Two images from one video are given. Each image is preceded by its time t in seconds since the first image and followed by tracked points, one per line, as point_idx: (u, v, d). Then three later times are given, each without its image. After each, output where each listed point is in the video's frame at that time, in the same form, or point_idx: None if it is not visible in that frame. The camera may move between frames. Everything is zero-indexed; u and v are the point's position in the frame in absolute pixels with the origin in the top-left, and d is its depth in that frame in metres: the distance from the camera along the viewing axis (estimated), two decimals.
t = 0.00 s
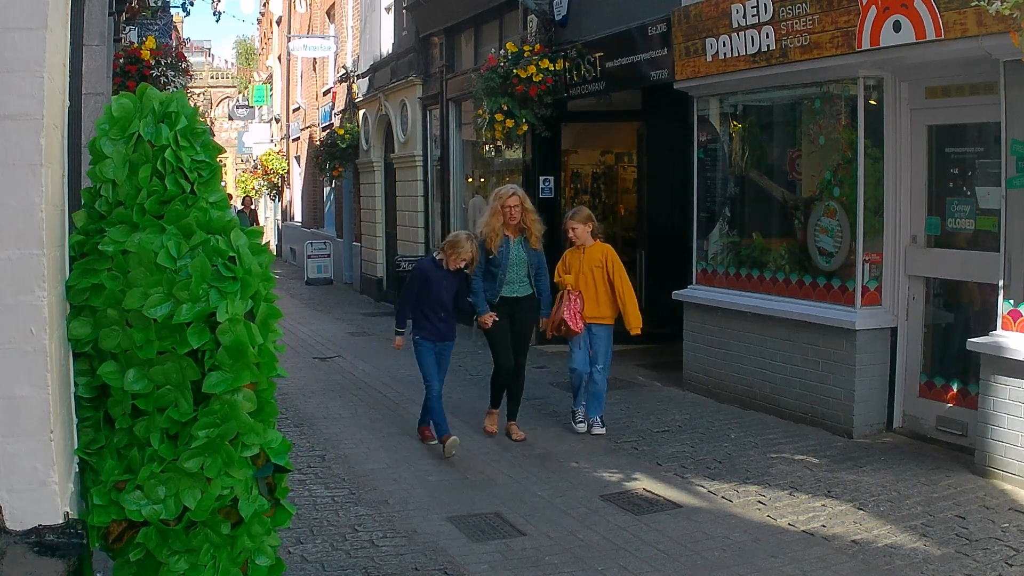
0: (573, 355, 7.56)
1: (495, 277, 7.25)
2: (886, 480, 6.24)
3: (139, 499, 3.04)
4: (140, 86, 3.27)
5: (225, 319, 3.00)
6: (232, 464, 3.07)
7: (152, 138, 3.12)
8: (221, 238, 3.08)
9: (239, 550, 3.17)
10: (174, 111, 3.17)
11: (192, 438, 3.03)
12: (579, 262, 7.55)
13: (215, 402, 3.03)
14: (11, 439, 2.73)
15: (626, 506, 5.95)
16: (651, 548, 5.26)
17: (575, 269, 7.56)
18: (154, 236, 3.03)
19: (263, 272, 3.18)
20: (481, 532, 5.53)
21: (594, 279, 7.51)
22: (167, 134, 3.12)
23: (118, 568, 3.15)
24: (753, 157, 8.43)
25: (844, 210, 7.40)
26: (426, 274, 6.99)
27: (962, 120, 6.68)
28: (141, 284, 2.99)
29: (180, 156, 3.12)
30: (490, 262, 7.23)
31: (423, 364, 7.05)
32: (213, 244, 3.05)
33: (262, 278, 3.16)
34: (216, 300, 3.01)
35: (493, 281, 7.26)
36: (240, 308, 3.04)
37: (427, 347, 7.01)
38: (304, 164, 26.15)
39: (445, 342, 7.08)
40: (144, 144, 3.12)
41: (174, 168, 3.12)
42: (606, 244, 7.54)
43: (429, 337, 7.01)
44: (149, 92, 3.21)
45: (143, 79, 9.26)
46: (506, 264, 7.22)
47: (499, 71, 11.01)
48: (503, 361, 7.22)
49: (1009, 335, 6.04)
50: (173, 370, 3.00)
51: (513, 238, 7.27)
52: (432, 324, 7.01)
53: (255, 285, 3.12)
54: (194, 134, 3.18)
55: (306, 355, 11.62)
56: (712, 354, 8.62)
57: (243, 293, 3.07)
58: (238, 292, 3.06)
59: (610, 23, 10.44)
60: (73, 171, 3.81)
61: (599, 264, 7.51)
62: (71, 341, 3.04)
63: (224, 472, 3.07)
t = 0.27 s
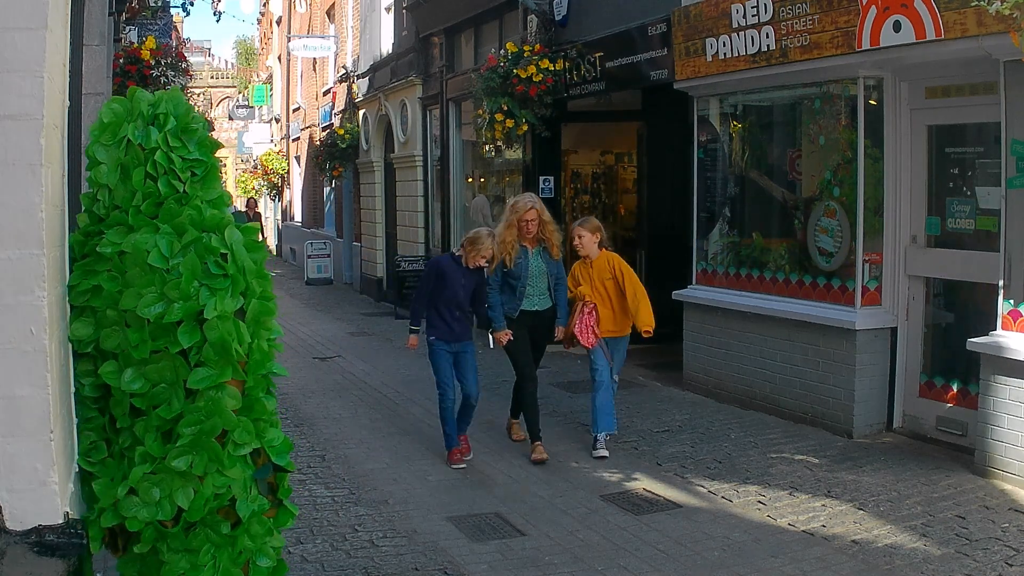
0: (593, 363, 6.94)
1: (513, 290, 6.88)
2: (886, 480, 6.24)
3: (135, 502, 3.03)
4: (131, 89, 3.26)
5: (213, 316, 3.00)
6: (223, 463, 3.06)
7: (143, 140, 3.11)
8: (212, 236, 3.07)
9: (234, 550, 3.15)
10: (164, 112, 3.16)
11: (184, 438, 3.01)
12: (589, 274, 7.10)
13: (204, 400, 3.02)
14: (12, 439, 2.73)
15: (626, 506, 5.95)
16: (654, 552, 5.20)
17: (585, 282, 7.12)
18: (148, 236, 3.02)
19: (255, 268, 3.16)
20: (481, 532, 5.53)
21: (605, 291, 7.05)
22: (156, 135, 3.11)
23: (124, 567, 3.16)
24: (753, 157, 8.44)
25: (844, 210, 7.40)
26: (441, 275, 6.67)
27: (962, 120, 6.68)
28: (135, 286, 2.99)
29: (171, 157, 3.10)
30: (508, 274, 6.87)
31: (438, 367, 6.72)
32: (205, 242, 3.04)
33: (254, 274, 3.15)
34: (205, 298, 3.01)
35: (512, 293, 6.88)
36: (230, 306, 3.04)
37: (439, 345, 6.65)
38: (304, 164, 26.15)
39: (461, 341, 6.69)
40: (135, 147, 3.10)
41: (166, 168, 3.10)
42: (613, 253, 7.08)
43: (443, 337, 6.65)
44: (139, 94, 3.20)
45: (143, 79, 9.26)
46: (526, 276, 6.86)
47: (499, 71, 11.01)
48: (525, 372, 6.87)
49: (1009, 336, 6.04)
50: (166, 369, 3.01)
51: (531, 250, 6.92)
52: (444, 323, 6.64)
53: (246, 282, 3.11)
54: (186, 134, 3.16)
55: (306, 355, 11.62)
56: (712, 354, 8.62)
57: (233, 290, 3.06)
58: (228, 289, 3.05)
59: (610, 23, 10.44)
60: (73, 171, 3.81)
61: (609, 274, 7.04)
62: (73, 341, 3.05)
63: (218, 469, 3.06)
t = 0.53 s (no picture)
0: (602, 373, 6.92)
1: (528, 290, 6.59)
2: (886, 480, 6.24)
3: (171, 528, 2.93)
4: (125, 93, 3.25)
5: (205, 328, 2.82)
6: (233, 484, 2.86)
7: (130, 146, 3.08)
8: (192, 245, 2.90)
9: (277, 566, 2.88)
10: (151, 118, 3.12)
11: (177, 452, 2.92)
12: (603, 273, 6.96)
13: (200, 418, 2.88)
14: (11, 439, 2.73)
15: (626, 506, 5.95)
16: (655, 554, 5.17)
17: (599, 281, 6.97)
18: (132, 247, 2.91)
19: (242, 269, 2.98)
20: (481, 532, 5.53)
21: (620, 290, 6.90)
22: (144, 141, 3.07)
23: None
24: (753, 157, 8.44)
25: (844, 211, 7.40)
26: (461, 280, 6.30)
27: (962, 120, 6.68)
28: (125, 298, 2.91)
29: (157, 162, 3.06)
30: (524, 274, 6.56)
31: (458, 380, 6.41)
32: (187, 252, 2.88)
33: (242, 276, 2.96)
34: (193, 309, 2.84)
35: (526, 293, 6.60)
36: (222, 315, 2.86)
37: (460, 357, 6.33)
38: (304, 164, 26.16)
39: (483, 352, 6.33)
40: (123, 152, 3.08)
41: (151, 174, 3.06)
42: (627, 248, 6.95)
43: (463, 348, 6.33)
44: (130, 99, 3.19)
45: (143, 80, 9.28)
46: (541, 275, 6.55)
47: (499, 71, 11.02)
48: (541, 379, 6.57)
49: (1009, 335, 6.05)
50: (162, 383, 2.87)
51: (549, 248, 6.60)
52: (466, 333, 6.30)
53: (234, 285, 2.92)
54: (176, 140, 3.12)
55: (306, 355, 11.62)
56: (712, 354, 8.62)
57: (220, 298, 2.88)
58: (215, 298, 2.87)
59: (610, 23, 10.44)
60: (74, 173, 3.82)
61: (623, 273, 6.89)
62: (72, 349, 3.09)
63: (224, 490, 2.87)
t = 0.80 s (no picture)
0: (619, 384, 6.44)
1: (549, 300, 6.05)
2: (886, 480, 6.24)
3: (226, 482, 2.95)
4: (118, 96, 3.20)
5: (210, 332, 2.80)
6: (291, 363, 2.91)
7: (118, 150, 3.04)
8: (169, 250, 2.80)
9: (275, 558, 3.11)
10: (141, 121, 3.07)
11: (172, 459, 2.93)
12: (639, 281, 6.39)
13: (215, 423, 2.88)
14: (11, 439, 2.72)
15: (626, 506, 5.95)
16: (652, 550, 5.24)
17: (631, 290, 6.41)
18: (114, 258, 2.83)
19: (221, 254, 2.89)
20: (481, 532, 5.53)
21: (655, 306, 6.36)
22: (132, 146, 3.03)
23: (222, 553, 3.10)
24: (753, 157, 8.44)
25: (844, 211, 7.40)
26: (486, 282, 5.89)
27: (962, 121, 6.68)
28: (115, 310, 2.85)
29: (143, 166, 3.02)
30: (545, 282, 6.03)
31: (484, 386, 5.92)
32: (167, 260, 2.80)
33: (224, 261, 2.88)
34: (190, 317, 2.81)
35: (548, 303, 6.05)
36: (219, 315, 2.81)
37: (488, 361, 5.88)
38: (304, 164, 26.15)
39: (509, 356, 5.92)
40: (110, 155, 3.05)
41: (136, 180, 3.01)
42: (666, 263, 6.43)
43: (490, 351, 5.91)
44: (123, 100, 3.13)
45: (143, 80, 9.29)
46: (565, 283, 6.01)
47: (499, 71, 11.02)
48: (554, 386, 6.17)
49: (1009, 335, 6.05)
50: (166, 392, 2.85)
51: (573, 257, 6.06)
52: (493, 335, 5.90)
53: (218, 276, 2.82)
54: (165, 145, 3.09)
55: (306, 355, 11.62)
56: (712, 354, 8.62)
57: (209, 297, 2.82)
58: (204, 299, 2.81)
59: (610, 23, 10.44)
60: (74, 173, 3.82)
61: (663, 289, 6.37)
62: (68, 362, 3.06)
63: (220, 495, 2.94)
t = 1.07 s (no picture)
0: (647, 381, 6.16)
1: (577, 297, 5.71)
2: (886, 480, 6.24)
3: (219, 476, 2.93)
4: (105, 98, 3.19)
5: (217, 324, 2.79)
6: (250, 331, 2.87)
7: (106, 151, 3.00)
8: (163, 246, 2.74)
9: (275, 557, 3.08)
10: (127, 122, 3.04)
11: (175, 455, 2.91)
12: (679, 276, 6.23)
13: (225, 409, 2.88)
14: (11, 439, 2.72)
15: (626, 506, 5.95)
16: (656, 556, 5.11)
17: (669, 286, 6.24)
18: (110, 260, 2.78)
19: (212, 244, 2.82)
20: (481, 532, 5.53)
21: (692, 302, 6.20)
22: (120, 146, 3.00)
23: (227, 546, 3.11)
24: (753, 157, 8.44)
25: (844, 211, 7.40)
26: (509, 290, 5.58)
27: (962, 121, 6.68)
28: (116, 312, 2.80)
29: (133, 166, 3.00)
30: (570, 277, 5.73)
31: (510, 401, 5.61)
32: (164, 255, 2.73)
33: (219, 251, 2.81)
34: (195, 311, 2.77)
35: (575, 300, 5.71)
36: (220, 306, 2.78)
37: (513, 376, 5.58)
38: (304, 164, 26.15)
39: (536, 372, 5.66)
40: (98, 157, 3.01)
41: (127, 180, 2.99)
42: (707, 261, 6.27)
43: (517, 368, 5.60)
44: (110, 103, 3.10)
45: (143, 79, 9.29)
46: (593, 279, 5.71)
47: (499, 71, 11.02)
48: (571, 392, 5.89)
49: (1009, 335, 6.05)
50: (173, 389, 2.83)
51: (600, 249, 5.79)
52: (520, 349, 5.57)
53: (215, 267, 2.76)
54: (153, 145, 3.08)
55: (306, 355, 11.62)
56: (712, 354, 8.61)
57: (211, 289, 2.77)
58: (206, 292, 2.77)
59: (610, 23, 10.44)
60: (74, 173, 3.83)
61: (701, 286, 6.20)
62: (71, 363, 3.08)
63: (223, 488, 2.93)
